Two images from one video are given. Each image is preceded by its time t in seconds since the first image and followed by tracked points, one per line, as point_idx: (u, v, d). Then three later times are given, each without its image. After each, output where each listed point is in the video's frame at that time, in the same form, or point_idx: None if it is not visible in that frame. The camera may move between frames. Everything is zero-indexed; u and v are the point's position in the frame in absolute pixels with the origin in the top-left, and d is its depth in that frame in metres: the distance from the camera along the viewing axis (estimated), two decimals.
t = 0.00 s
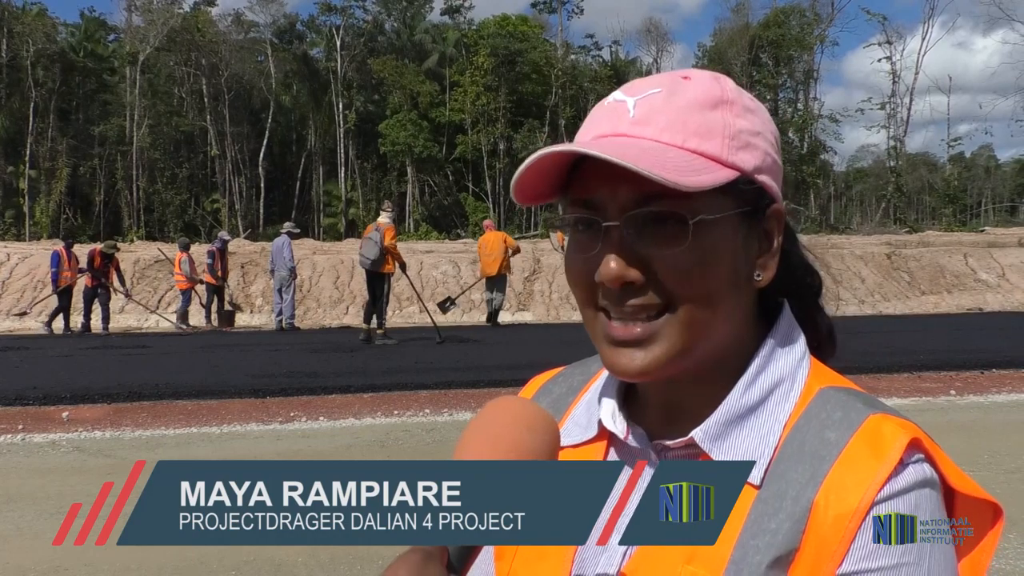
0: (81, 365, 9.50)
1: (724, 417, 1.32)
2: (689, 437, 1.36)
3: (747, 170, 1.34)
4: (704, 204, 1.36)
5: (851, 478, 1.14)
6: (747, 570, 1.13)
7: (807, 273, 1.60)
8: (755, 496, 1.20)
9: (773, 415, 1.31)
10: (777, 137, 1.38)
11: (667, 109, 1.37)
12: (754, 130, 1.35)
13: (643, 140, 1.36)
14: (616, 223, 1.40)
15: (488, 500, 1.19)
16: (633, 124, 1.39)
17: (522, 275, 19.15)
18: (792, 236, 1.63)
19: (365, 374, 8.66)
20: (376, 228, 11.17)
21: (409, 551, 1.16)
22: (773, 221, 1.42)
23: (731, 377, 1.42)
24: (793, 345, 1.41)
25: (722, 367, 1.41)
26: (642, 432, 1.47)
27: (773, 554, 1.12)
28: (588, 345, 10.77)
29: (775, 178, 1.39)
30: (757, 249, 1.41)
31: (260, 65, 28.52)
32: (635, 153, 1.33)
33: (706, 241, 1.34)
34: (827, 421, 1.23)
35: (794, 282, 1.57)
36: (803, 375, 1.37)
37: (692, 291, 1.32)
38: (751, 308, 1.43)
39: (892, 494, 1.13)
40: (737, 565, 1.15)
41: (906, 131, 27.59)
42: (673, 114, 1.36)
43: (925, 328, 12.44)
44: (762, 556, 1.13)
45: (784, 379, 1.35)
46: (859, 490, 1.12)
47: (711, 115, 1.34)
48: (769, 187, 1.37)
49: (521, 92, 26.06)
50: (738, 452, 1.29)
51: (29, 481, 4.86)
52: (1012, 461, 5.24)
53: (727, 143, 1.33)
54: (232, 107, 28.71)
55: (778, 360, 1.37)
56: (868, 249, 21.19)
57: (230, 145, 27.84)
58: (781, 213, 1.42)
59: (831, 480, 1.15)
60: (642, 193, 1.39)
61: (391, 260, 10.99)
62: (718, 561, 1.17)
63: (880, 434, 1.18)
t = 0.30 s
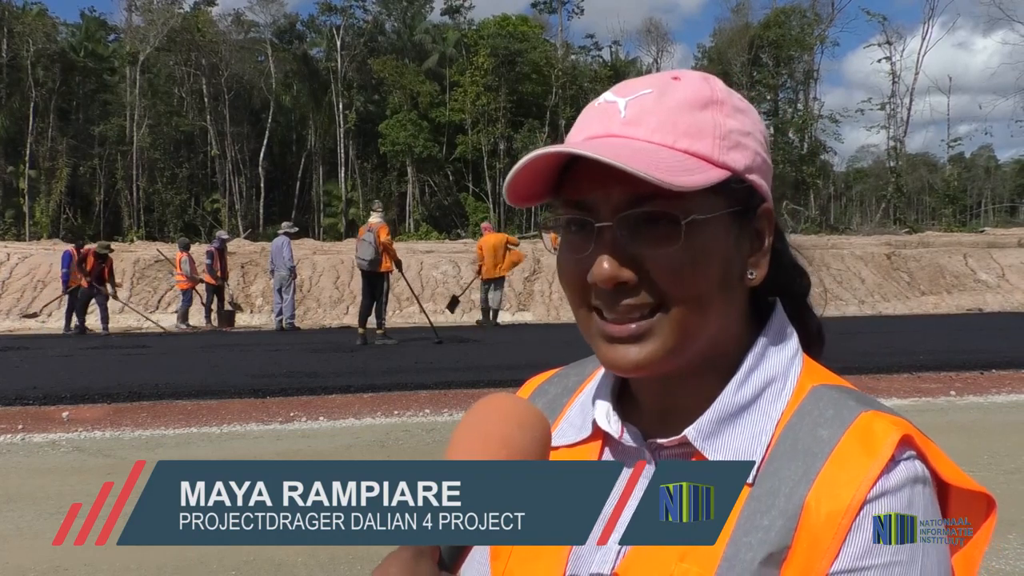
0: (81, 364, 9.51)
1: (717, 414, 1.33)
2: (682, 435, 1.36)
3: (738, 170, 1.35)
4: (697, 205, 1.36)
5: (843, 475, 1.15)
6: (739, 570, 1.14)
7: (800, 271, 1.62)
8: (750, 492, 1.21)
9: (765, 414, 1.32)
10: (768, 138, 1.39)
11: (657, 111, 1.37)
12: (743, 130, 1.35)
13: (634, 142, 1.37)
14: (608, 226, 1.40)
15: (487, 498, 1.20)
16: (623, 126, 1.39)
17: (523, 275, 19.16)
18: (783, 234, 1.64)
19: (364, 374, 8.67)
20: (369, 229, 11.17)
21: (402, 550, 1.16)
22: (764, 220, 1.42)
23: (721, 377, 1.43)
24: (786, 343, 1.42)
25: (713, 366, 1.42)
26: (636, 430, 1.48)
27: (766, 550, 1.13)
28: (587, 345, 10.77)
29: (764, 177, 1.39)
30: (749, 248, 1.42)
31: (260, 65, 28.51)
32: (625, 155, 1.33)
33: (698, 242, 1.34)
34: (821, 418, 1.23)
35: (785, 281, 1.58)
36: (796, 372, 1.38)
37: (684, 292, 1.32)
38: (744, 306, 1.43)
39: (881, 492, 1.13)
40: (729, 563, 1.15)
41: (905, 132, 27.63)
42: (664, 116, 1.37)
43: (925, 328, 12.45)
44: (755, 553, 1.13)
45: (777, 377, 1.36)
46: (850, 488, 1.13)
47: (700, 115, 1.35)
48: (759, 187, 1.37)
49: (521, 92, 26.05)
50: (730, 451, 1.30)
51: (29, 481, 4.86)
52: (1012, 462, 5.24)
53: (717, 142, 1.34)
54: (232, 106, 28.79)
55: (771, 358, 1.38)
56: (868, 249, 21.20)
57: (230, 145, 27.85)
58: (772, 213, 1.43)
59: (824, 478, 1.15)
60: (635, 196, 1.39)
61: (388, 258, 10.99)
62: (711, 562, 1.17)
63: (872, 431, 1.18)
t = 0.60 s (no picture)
0: (81, 364, 9.52)
1: (714, 417, 1.33)
2: (680, 437, 1.37)
3: (728, 173, 1.35)
4: (689, 209, 1.36)
5: (841, 476, 1.15)
6: (736, 570, 1.14)
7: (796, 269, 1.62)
8: (747, 494, 1.21)
9: (761, 416, 1.32)
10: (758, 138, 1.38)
11: (646, 117, 1.38)
12: (732, 132, 1.35)
13: (624, 149, 1.37)
14: (602, 233, 1.41)
15: (486, 500, 1.20)
16: (612, 133, 1.40)
17: (522, 275, 19.17)
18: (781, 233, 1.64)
19: (364, 375, 8.67)
20: (360, 228, 11.18)
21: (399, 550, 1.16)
22: (757, 221, 1.42)
23: (720, 378, 1.43)
24: (781, 344, 1.42)
25: (709, 370, 1.42)
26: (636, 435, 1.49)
27: (762, 550, 1.14)
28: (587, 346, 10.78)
29: (755, 178, 1.40)
30: (742, 249, 1.42)
31: (260, 65, 28.48)
32: (616, 163, 1.34)
33: (690, 245, 1.35)
34: (817, 419, 1.24)
35: (779, 280, 1.58)
36: (792, 373, 1.39)
37: (678, 297, 1.32)
38: (739, 308, 1.44)
39: (877, 492, 1.14)
40: (726, 563, 1.16)
41: (905, 133, 27.68)
42: (652, 121, 1.37)
43: (925, 329, 12.46)
44: (753, 553, 1.14)
45: (773, 378, 1.36)
46: (847, 489, 1.13)
47: (690, 119, 1.35)
48: (751, 188, 1.38)
49: (521, 93, 26.08)
50: (729, 452, 1.31)
51: (28, 481, 4.86)
52: (1011, 463, 5.25)
53: (708, 146, 1.34)
54: (232, 107, 28.83)
55: (767, 359, 1.38)
56: (868, 250, 21.22)
57: (230, 145, 27.86)
58: (765, 213, 1.43)
59: (818, 480, 1.16)
60: (627, 201, 1.39)
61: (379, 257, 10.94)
62: (710, 562, 1.18)
63: (868, 432, 1.18)
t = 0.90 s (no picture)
0: (80, 365, 9.51)
1: (715, 415, 1.33)
2: (680, 435, 1.37)
3: (736, 169, 1.35)
4: (693, 201, 1.36)
5: (838, 475, 1.15)
6: (733, 569, 1.15)
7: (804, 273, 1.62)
8: (746, 492, 1.22)
9: (762, 415, 1.32)
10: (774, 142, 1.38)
11: (661, 108, 1.39)
12: (748, 132, 1.35)
13: (634, 136, 1.38)
14: (605, 216, 1.41)
15: (488, 499, 1.20)
16: (627, 120, 1.41)
17: (522, 275, 19.18)
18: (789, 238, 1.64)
19: (364, 375, 8.68)
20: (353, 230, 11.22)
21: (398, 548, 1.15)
22: (765, 222, 1.42)
23: (720, 374, 1.43)
24: (785, 344, 1.42)
25: (710, 364, 1.42)
26: (634, 431, 1.48)
27: (760, 549, 1.14)
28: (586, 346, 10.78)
29: (768, 179, 1.39)
30: (748, 249, 1.42)
31: (260, 66, 28.42)
32: (623, 146, 1.34)
33: (690, 236, 1.35)
34: (817, 418, 1.24)
35: (785, 283, 1.58)
36: (794, 374, 1.38)
37: (676, 284, 1.33)
38: (743, 306, 1.44)
39: (873, 492, 1.14)
40: (723, 562, 1.17)
41: (904, 135, 27.70)
42: (666, 112, 1.38)
43: (924, 330, 12.48)
44: (750, 552, 1.14)
45: (774, 378, 1.36)
46: (845, 488, 1.13)
47: (705, 113, 1.35)
48: (760, 188, 1.37)
49: (521, 94, 26.10)
50: (729, 451, 1.31)
51: (27, 481, 4.86)
52: (1011, 464, 5.25)
53: (719, 141, 1.34)
54: (232, 107, 28.85)
55: (769, 359, 1.38)
56: (868, 251, 21.24)
57: (229, 145, 27.84)
58: (773, 215, 1.43)
59: (816, 480, 1.16)
60: (633, 187, 1.39)
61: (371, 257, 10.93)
62: (704, 560, 1.19)
63: (868, 431, 1.18)
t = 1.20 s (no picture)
0: (80, 365, 9.50)
1: (718, 418, 1.34)
2: (682, 437, 1.37)
3: (733, 171, 1.34)
4: (689, 204, 1.36)
5: (843, 478, 1.15)
6: (739, 571, 1.14)
7: (817, 275, 1.62)
8: (750, 494, 1.22)
9: (763, 419, 1.32)
10: (779, 143, 1.37)
11: (664, 108, 1.40)
12: (751, 133, 1.34)
13: (632, 135, 1.39)
14: (600, 213, 1.41)
15: (489, 500, 1.20)
16: (627, 119, 1.43)
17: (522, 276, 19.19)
18: (809, 241, 1.63)
19: (365, 376, 8.68)
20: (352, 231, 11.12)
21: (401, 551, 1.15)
22: (768, 225, 1.40)
23: (719, 372, 1.43)
24: (789, 349, 1.41)
25: (705, 365, 1.41)
26: (636, 431, 1.48)
27: (765, 551, 1.13)
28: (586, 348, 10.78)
29: (773, 182, 1.38)
30: (748, 251, 1.40)
31: (260, 66, 28.42)
32: (620, 147, 1.35)
33: (685, 235, 1.35)
34: (822, 421, 1.23)
35: (793, 288, 1.57)
36: (798, 378, 1.38)
37: (664, 282, 1.32)
38: (744, 310, 1.43)
39: (879, 495, 1.13)
40: (728, 564, 1.16)
41: (903, 136, 27.74)
42: (672, 111, 1.39)
43: (924, 331, 12.48)
44: (755, 554, 1.14)
45: (778, 382, 1.36)
46: (849, 491, 1.13)
47: (706, 114, 1.35)
48: (761, 190, 1.36)
49: (521, 94, 26.17)
50: (731, 453, 1.31)
51: (27, 482, 4.86)
52: (1010, 465, 5.26)
53: (718, 143, 1.34)
54: (232, 108, 28.88)
55: (772, 363, 1.38)
56: (867, 253, 21.24)
57: (229, 146, 27.85)
58: (780, 218, 1.41)
59: (821, 482, 1.15)
60: (630, 187, 1.39)
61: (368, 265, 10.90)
62: (709, 561, 1.19)
63: (873, 435, 1.18)
